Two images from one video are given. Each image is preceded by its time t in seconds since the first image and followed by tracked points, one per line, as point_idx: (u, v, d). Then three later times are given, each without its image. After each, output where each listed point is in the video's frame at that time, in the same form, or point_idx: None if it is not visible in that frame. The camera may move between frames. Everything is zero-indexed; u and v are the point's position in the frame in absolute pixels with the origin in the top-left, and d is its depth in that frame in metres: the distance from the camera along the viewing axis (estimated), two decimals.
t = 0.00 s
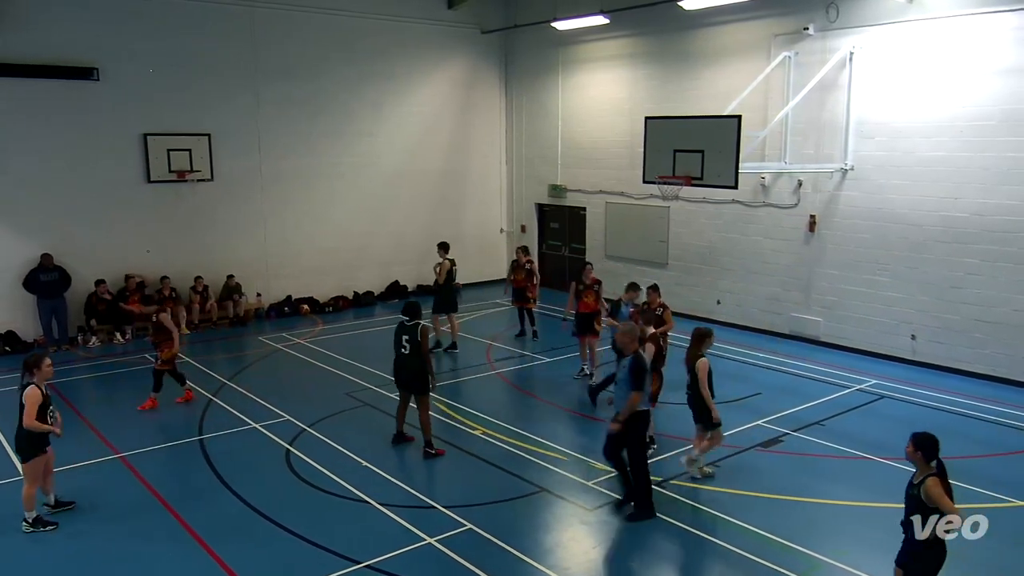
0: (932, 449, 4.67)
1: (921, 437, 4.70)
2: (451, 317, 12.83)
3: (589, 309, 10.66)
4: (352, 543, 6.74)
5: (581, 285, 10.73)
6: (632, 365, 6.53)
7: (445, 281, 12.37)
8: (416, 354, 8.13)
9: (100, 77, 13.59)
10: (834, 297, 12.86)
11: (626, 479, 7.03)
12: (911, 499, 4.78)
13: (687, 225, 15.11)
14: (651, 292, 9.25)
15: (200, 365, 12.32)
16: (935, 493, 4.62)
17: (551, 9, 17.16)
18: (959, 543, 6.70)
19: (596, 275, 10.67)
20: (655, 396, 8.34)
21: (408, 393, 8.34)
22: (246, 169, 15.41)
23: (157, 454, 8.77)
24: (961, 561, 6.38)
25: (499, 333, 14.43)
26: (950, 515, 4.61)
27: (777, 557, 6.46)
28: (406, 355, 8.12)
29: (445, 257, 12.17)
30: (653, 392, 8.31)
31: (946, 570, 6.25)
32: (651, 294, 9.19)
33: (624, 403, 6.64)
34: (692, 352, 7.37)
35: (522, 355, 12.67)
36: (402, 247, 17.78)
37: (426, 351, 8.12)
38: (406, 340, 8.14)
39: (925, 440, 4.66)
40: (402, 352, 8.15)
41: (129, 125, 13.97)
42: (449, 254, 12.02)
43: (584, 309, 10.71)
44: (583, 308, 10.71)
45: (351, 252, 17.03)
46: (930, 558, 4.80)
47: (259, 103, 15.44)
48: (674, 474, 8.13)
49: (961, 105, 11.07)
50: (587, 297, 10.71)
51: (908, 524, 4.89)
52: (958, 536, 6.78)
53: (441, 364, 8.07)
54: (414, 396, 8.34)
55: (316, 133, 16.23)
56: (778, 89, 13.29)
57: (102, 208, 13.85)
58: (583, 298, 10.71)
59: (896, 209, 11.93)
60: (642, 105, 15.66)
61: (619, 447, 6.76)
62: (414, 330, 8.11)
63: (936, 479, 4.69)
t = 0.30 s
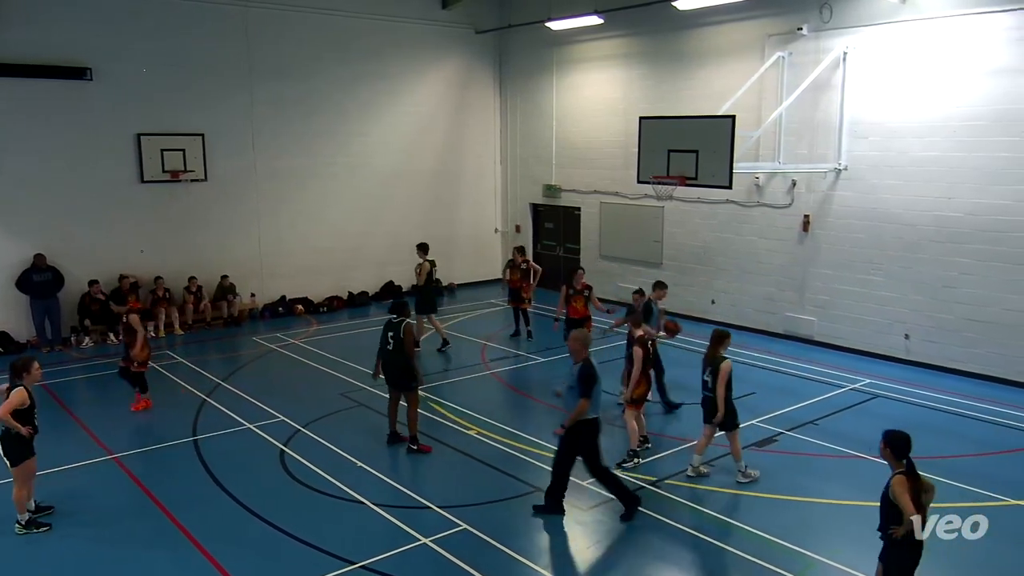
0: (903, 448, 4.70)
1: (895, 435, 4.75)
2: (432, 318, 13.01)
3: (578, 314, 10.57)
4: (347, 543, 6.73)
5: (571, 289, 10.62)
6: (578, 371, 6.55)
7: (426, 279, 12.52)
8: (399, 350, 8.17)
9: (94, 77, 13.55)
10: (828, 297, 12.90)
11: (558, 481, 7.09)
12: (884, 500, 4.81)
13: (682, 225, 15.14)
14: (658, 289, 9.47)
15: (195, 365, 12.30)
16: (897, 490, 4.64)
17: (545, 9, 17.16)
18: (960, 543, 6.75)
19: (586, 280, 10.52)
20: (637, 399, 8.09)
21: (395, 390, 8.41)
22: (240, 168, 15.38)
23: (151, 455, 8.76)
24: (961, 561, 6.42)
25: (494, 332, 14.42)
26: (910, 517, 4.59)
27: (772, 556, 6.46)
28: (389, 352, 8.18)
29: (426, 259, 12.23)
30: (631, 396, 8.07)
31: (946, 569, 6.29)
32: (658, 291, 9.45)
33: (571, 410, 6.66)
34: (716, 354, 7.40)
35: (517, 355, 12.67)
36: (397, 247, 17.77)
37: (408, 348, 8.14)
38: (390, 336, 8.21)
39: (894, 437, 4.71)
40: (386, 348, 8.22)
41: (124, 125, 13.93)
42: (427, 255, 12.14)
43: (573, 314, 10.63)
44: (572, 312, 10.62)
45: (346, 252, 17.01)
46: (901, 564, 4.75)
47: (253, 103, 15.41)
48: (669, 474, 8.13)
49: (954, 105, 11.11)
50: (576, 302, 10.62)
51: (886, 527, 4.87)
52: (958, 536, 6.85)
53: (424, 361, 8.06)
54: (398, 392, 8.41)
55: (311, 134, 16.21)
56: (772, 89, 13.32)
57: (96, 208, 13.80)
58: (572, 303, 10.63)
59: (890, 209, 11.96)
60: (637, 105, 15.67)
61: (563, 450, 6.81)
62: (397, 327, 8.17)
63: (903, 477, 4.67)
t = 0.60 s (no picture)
0: (875, 442, 4.78)
1: (868, 427, 4.84)
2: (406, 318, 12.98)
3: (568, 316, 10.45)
4: (339, 544, 6.71)
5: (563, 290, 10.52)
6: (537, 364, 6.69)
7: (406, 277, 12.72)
8: (390, 351, 8.15)
9: (85, 77, 13.50)
10: (820, 296, 12.94)
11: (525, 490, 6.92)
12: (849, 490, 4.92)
13: (674, 225, 15.16)
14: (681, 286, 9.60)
15: (187, 365, 12.27)
16: (862, 481, 4.76)
17: (537, 9, 17.17)
18: (960, 543, 6.71)
19: (578, 283, 10.47)
20: (633, 406, 7.86)
21: (385, 390, 8.41)
22: (232, 168, 15.34)
23: (143, 455, 8.73)
24: (962, 563, 6.36)
25: (487, 332, 14.41)
26: (869, 509, 4.71)
27: (766, 556, 6.46)
28: (380, 352, 8.16)
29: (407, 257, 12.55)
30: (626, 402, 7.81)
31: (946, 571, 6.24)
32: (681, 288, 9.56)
33: (538, 406, 6.71)
34: (735, 359, 7.48)
35: (510, 355, 12.67)
36: (390, 247, 17.75)
37: (399, 348, 8.12)
38: (381, 336, 8.19)
39: (867, 431, 4.79)
40: (377, 349, 8.20)
41: (117, 125, 13.89)
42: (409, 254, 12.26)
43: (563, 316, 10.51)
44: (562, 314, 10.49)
45: (339, 253, 16.98)
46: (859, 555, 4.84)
47: (245, 102, 15.37)
48: (662, 473, 8.13)
49: (945, 105, 11.15)
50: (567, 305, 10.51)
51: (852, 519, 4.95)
52: (959, 536, 6.80)
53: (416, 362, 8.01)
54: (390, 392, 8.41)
55: (304, 134, 16.18)
56: (764, 89, 13.35)
57: (88, 209, 13.74)
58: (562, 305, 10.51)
59: (882, 209, 12.00)
60: (629, 105, 15.69)
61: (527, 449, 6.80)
62: (388, 327, 8.14)
63: (869, 470, 4.78)
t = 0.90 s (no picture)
0: (847, 431, 4.87)
1: (840, 416, 4.91)
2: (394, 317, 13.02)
3: (553, 322, 10.27)
4: (330, 545, 6.70)
5: (546, 297, 10.36)
6: (491, 372, 6.54)
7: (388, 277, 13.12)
8: (384, 352, 8.13)
9: (73, 77, 13.42)
10: (809, 296, 12.99)
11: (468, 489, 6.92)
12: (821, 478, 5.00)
13: (665, 224, 15.20)
14: (699, 285, 9.69)
15: (176, 367, 12.21)
16: (830, 468, 4.85)
17: (528, 9, 17.18)
18: (960, 543, 6.74)
19: (561, 289, 10.35)
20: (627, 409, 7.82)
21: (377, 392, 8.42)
22: (222, 168, 15.27)
23: (131, 457, 8.69)
24: (962, 563, 6.38)
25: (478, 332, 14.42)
26: (835, 496, 4.79)
27: (758, 556, 6.47)
28: (374, 353, 8.15)
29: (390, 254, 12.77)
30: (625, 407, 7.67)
31: (945, 570, 6.26)
32: (700, 288, 9.66)
33: (490, 414, 6.57)
34: (742, 355, 7.63)
35: (501, 355, 12.67)
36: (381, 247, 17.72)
37: (393, 349, 8.11)
38: (375, 337, 8.17)
39: (840, 421, 4.86)
40: (371, 349, 8.18)
41: (105, 125, 13.82)
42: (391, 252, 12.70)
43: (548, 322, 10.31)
44: (546, 321, 10.31)
45: (329, 253, 16.94)
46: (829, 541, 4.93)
47: (235, 102, 15.31)
48: (653, 473, 8.15)
49: (933, 105, 11.22)
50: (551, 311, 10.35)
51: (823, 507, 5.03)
52: (959, 536, 6.83)
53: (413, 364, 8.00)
54: (386, 394, 8.41)
55: (294, 133, 16.14)
56: (754, 89, 13.40)
57: (76, 209, 13.67)
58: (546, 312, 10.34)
59: (871, 209, 12.07)
60: (620, 105, 15.71)
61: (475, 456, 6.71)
62: (383, 328, 8.12)
63: (839, 457, 4.87)
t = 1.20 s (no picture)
0: (817, 426, 5.03)
1: (810, 411, 5.08)
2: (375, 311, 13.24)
3: (542, 324, 10.04)
4: (319, 546, 6.68)
5: (532, 299, 10.13)
6: (449, 368, 6.50)
7: (373, 275, 13.18)
8: (378, 351, 8.15)
9: (59, 76, 13.32)
10: (798, 295, 13.05)
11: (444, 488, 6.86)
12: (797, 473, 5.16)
13: (654, 224, 15.23)
14: (715, 281, 9.91)
15: (164, 368, 12.15)
16: (803, 462, 5.00)
17: (517, 8, 17.18)
18: (961, 543, 6.74)
19: (547, 290, 10.15)
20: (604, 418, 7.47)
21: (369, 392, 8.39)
22: (210, 168, 15.20)
23: (118, 459, 8.63)
24: (962, 563, 6.39)
25: (468, 332, 14.40)
26: (809, 489, 4.95)
27: (747, 554, 6.50)
28: (368, 352, 8.15)
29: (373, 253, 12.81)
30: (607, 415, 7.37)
31: (945, 570, 6.27)
32: (715, 284, 9.90)
33: (442, 410, 6.52)
34: (738, 350, 7.72)
35: (491, 355, 12.68)
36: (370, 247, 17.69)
37: (387, 349, 8.14)
38: (371, 337, 8.20)
39: (808, 416, 5.04)
40: (365, 349, 8.19)
41: (92, 125, 13.73)
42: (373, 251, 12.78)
43: (536, 325, 10.06)
44: (534, 323, 10.06)
45: (319, 253, 16.89)
46: (807, 534, 5.08)
47: (223, 102, 15.24)
48: (643, 472, 8.18)
49: (920, 105, 11.29)
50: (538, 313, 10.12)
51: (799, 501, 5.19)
52: (959, 536, 6.84)
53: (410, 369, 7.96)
54: (380, 396, 8.38)
55: (282, 134, 16.09)
56: (742, 89, 13.45)
57: (63, 210, 13.58)
58: (533, 314, 10.10)
59: (858, 208, 12.14)
60: (609, 105, 15.74)
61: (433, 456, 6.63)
62: (380, 328, 8.19)
63: (812, 451, 5.03)
